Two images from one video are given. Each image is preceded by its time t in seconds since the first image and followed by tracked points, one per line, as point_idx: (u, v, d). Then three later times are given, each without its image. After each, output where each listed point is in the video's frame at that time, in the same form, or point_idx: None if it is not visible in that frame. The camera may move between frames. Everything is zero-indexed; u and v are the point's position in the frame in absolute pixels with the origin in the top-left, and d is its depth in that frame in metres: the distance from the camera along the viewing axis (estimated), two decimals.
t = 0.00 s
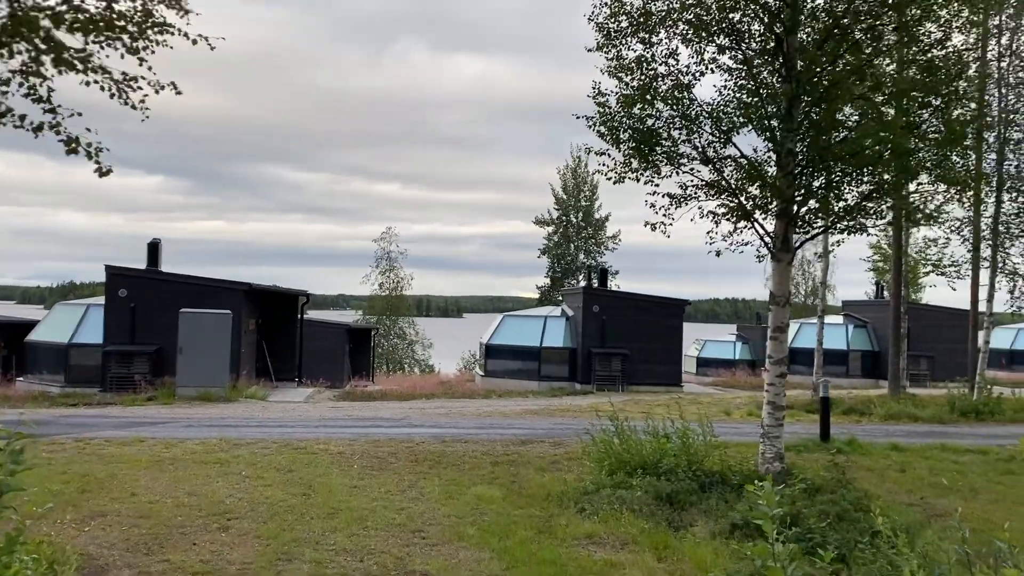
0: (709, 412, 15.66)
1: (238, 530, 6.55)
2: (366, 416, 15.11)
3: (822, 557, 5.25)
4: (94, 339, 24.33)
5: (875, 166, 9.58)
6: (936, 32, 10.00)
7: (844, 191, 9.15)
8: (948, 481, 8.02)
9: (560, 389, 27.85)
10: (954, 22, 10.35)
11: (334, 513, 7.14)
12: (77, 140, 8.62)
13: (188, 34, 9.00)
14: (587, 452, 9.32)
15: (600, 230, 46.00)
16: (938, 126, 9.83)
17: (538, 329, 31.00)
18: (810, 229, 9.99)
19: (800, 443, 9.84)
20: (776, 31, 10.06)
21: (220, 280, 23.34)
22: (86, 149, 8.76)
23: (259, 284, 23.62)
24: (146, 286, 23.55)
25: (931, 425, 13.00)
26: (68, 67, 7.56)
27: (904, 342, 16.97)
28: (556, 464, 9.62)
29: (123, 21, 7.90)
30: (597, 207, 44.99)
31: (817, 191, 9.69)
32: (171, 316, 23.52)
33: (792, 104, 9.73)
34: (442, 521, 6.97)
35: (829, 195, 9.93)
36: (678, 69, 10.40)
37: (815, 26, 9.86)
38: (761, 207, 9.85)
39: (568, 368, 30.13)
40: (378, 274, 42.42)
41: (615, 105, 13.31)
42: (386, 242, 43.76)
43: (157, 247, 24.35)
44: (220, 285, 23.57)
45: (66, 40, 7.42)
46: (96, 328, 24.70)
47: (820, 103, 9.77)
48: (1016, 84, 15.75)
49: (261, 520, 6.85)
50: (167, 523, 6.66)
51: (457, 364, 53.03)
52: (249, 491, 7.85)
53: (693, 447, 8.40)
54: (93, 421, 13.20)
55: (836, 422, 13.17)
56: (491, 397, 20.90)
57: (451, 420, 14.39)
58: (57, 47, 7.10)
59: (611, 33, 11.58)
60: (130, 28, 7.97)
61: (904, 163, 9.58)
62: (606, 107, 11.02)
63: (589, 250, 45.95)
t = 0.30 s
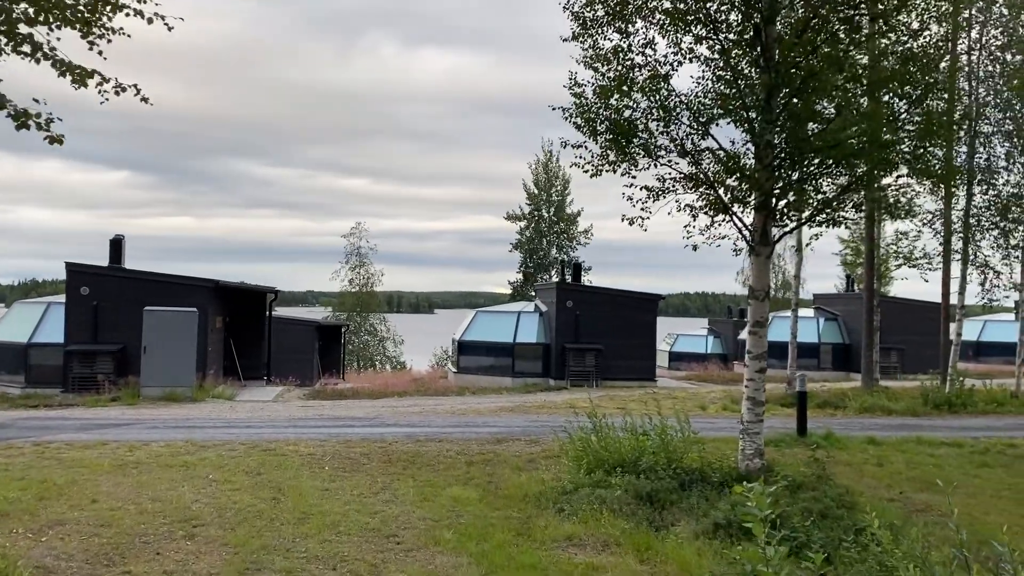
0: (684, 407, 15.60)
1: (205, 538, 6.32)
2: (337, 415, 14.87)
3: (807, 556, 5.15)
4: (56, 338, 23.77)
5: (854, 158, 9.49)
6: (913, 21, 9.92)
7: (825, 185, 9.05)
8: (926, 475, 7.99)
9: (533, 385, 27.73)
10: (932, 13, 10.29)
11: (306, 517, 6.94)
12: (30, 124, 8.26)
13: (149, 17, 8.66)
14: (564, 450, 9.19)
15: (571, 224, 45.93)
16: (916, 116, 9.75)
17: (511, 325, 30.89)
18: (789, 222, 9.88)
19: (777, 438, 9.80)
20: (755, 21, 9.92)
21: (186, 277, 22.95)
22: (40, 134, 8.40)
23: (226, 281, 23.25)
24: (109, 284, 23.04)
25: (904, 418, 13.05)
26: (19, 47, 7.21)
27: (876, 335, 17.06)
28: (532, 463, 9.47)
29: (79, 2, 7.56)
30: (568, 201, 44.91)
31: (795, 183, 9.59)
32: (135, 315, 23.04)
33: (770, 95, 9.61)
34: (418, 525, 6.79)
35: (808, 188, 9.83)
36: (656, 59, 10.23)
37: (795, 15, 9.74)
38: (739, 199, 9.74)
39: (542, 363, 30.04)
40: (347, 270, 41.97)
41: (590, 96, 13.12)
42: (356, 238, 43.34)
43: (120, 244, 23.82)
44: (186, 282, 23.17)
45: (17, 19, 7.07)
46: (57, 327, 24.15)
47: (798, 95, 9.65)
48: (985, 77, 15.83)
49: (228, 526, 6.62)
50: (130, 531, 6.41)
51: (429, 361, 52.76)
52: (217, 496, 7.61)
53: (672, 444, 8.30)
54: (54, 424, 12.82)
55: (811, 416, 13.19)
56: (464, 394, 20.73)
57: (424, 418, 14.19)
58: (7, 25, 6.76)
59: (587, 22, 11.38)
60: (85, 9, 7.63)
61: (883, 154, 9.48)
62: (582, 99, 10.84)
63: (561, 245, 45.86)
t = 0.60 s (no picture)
0: (675, 405, 15.52)
1: (185, 540, 6.16)
2: (324, 413, 14.71)
3: (805, 556, 5.04)
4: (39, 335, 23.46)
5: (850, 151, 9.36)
6: (910, 10, 9.77)
7: (822, 178, 8.91)
8: (921, 473, 7.91)
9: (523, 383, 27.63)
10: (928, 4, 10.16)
11: (291, 518, 6.78)
12: None
13: None
14: (554, 448, 9.07)
15: (560, 222, 45.81)
16: (913, 107, 9.63)
17: (500, 322, 30.78)
18: (785, 216, 9.74)
19: (770, 436, 9.70)
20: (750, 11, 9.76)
21: (172, 273, 22.70)
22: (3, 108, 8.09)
23: (212, 277, 23.00)
24: (92, 281, 22.76)
25: (896, 416, 13.00)
26: None
27: (865, 333, 17.02)
28: (523, 461, 9.34)
29: None
30: (557, 199, 44.79)
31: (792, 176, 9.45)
32: (119, 312, 22.75)
33: (766, 86, 9.45)
34: (405, 526, 6.63)
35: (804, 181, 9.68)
36: (649, 49, 10.06)
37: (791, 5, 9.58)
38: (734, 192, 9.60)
39: (531, 361, 30.00)
40: (336, 267, 41.78)
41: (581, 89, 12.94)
42: (344, 235, 43.10)
43: (104, 240, 23.55)
44: (172, 278, 22.92)
45: None
46: (40, 325, 23.85)
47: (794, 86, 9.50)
48: (975, 74, 15.77)
49: (209, 528, 6.45)
50: (108, 533, 6.23)
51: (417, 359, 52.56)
52: (198, 496, 7.45)
53: (665, 442, 8.19)
54: (34, 422, 12.60)
55: (802, 413, 13.12)
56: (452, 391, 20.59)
57: (413, 416, 14.05)
58: None
59: (579, 12, 11.20)
60: None
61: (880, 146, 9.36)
62: (573, 90, 10.66)
63: (550, 242, 45.74)
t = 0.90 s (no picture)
0: (678, 409, 15.34)
1: (172, 549, 5.96)
2: (322, 415, 14.53)
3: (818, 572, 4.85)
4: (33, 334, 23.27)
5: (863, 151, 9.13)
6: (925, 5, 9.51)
7: (834, 179, 8.70)
8: (931, 481, 7.72)
9: (522, 385, 27.47)
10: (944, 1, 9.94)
11: (284, 526, 6.59)
12: None
13: None
14: (556, 454, 8.88)
15: (561, 223, 45.65)
16: (927, 106, 9.39)
17: (500, 324, 30.60)
18: (795, 216, 9.52)
19: (776, 442, 9.53)
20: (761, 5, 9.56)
21: (168, 271, 22.53)
22: None
23: (209, 276, 22.83)
24: (88, 279, 22.56)
25: (901, 421, 12.83)
26: None
27: (871, 336, 16.89)
28: (523, 467, 9.16)
29: None
30: (558, 200, 44.64)
31: (803, 176, 9.25)
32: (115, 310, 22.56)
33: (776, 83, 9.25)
34: (402, 534, 6.44)
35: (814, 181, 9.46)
36: (657, 45, 9.86)
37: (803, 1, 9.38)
38: (742, 192, 9.41)
39: (530, 363, 29.85)
40: (335, 267, 41.61)
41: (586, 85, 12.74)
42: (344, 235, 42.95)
43: (100, 237, 23.36)
44: (168, 277, 22.74)
45: None
46: (35, 323, 23.66)
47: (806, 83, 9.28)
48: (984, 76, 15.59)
49: (199, 536, 6.26)
50: (93, 542, 6.03)
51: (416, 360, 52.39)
52: (189, 501, 7.26)
53: (669, 448, 8.02)
54: (26, 422, 12.42)
55: (808, 418, 12.95)
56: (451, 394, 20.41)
57: (412, 418, 13.87)
58: None
59: (586, 6, 11.01)
60: None
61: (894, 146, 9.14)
62: (578, 86, 10.44)
63: (550, 244, 45.58)
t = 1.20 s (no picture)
0: (681, 412, 15.20)
1: (165, 554, 5.81)
2: (320, 416, 14.38)
3: None
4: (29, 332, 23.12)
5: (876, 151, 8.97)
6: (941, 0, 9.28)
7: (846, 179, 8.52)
8: (941, 487, 7.58)
9: (523, 386, 27.32)
10: None
11: (281, 531, 6.44)
12: None
13: None
14: (559, 457, 8.74)
15: (561, 225, 45.51)
16: (942, 104, 9.19)
17: (500, 324, 30.46)
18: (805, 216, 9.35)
19: (782, 446, 9.39)
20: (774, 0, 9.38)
21: (165, 269, 22.38)
22: None
23: (207, 275, 22.69)
24: (85, 276, 22.40)
25: (906, 426, 12.69)
26: None
27: (875, 339, 16.76)
28: (525, 470, 9.02)
29: None
30: (559, 201, 44.50)
31: (814, 176, 9.09)
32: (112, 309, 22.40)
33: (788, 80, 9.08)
34: (403, 540, 6.29)
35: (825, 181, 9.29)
36: (666, 40, 9.69)
37: None
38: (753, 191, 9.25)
39: (530, 364, 29.76)
40: (334, 267, 41.39)
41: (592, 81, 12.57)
42: (344, 235, 42.81)
43: (97, 235, 23.21)
44: (165, 275, 22.60)
45: None
46: (31, 321, 23.50)
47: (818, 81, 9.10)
48: (992, 75, 15.43)
49: (193, 541, 6.10)
50: (83, 547, 5.88)
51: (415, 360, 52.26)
52: (183, 504, 7.11)
53: (675, 453, 7.89)
54: (20, 422, 12.28)
55: (812, 422, 12.82)
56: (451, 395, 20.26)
57: (412, 420, 13.72)
58: None
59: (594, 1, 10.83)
60: None
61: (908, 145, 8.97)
62: (585, 83, 10.27)
63: (550, 245, 45.45)
